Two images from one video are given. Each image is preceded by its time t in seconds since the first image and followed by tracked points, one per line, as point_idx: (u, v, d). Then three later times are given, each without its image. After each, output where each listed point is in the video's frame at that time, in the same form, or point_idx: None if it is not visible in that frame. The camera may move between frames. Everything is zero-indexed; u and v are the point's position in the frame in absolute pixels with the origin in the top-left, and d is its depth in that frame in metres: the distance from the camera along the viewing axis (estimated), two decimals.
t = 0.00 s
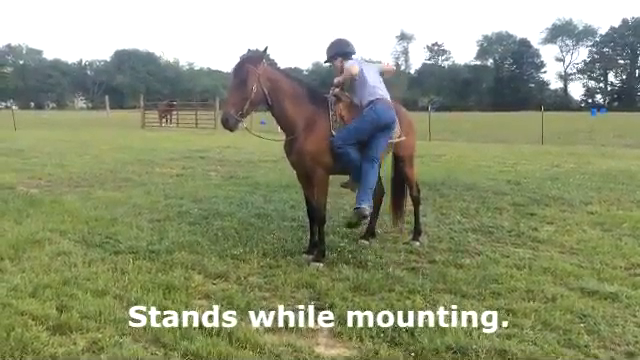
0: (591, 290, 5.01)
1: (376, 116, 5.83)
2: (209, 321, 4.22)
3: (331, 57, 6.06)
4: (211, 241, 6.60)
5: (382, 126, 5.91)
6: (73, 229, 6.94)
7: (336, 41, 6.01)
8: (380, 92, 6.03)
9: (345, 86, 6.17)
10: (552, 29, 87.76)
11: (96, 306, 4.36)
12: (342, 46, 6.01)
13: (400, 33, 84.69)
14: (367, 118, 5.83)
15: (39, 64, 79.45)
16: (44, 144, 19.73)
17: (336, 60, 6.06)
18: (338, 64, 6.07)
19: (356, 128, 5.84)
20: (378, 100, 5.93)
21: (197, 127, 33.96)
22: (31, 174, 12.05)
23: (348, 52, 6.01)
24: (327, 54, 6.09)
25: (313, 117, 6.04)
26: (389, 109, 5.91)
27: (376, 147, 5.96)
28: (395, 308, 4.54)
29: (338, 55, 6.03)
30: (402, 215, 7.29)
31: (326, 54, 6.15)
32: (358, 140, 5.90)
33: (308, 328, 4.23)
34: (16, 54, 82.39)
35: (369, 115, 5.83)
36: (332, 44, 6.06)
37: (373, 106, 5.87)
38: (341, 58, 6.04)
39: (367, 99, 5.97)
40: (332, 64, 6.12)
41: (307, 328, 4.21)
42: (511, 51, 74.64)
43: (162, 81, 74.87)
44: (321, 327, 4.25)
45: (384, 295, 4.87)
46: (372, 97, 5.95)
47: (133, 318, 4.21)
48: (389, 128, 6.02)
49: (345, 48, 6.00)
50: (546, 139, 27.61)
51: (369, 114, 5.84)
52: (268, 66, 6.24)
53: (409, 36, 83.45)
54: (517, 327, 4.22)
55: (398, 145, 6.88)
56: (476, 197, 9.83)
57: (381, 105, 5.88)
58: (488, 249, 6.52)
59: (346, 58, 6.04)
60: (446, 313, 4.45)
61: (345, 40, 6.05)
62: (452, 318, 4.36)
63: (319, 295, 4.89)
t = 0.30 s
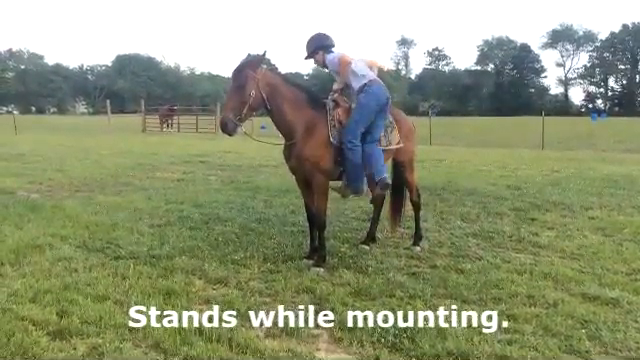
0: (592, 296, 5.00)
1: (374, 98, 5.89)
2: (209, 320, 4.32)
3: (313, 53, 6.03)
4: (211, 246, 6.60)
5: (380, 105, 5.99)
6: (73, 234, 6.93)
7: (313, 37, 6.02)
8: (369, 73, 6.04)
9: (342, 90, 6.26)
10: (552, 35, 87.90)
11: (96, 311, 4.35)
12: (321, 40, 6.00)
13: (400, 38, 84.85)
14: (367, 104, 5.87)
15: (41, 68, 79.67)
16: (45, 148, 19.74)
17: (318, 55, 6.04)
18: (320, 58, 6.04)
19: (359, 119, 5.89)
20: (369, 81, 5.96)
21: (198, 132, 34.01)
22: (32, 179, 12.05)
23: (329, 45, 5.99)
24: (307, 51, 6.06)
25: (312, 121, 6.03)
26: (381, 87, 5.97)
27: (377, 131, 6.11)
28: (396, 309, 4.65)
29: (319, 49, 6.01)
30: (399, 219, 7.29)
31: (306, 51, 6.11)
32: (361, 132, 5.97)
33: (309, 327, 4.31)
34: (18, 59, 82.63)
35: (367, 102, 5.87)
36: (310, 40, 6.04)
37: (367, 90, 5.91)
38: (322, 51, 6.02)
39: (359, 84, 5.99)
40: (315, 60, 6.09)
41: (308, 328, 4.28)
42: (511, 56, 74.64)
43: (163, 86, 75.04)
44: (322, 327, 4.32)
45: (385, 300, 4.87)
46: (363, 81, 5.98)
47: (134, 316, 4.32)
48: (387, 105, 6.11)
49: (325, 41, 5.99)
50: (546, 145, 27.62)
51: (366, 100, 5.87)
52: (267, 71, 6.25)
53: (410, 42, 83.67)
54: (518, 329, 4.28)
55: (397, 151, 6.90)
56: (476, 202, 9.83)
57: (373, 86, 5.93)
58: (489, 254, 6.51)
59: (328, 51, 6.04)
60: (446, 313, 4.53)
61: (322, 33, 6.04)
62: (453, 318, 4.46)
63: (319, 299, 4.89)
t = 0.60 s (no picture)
0: (595, 302, 4.99)
1: (369, 92, 5.95)
2: (209, 321, 4.40)
3: (301, 44, 5.98)
4: (214, 250, 6.59)
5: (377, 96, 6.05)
6: (76, 238, 6.93)
7: (302, 28, 5.96)
8: (359, 68, 6.06)
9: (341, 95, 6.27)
10: (554, 40, 87.91)
11: (98, 315, 4.34)
12: (309, 31, 5.96)
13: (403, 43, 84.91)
14: (364, 100, 5.95)
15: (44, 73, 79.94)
16: (47, 153, 19.79)
17: (307, 46, 5.99)
18: (309, 48, 5.99)
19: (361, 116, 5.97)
20: (362, 75, 6.02)
21: (201, 136, 34.06)
22: (35, 183, 12.08)
23: (318, 36, 5.98)
24: (295, 43, 6.00)
25: (311, 124, 6.05)
26: (374, 79, 6.04)
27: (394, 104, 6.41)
28: (395, 308, 4.79)
29: (309, 41, 5.97)
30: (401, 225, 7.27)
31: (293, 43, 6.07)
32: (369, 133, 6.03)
33: (311, 329, 4.35)
34: (21, 63, 82.94)
35: (363, 98, 5.94)
36: (298, 32, 5.98)
37: (361, 87, 5.96)
38: (312, 42, 5.98)
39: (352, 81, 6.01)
40: (303, 51, 6.04)
41: (307, 327, 4.36)
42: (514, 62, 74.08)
43: (166, 91, 75.24)
44: (322, 326, 4.40)
45: (387, 305, 4.86)
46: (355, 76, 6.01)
47: (134, 317, 4.39)
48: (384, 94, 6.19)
49: (315, 32, 5.95)
50: (550, 150, 27.55)
51: (362, 99, 5.94)
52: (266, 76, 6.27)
53: (412, 47, 83.78)
54: (513, 329, 4.38)
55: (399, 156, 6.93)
56: (479, 208, 9.81)
57: (366, 80, 5.99)
58: (491, 259, 6.50)
59: (316, 43, 6.01)
60: (446, 314, 4.65)
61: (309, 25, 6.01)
62: (452, 319, 4.57)
63: (321, 304, 4.89)
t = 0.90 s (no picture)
0: (599, 303, 4.97)
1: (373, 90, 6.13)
2: (209, 320, 4.45)
3: (303, 28, 5.85)
4: (216, 252, 6.59)
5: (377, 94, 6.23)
6: (79, 241, 6.94)
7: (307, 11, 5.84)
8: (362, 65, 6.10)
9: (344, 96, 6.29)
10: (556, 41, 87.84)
11: (101, 318, 4.34)
12: (311, 15, 5.84)
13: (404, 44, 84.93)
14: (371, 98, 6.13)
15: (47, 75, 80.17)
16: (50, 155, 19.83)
17: (309, 31, 5.86)
18: (313, 32, 5.87)
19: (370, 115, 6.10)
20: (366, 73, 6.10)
21: (203, 139, 34.11)
22: (37, 185, 12.10)
23: (321, 19, 5.86)
24: (297, 26, 5.86)
25: (314, 126, 6.04)
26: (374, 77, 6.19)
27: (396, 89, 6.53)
28: (396, 309, 4.81)
29: (311, 24, 5.84)
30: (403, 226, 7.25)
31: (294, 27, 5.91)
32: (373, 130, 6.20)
33: (313, 331, 4.35)
34: (24, 66, 83.19)
35: (369, 95, 6.11)
36: (300, 15, 5.84)
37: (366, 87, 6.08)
38: (315, 27, 5.86)
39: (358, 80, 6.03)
40: (305, 35, 5.91)
41: (307, 327, 4.38)
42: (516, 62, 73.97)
43: (168, 93, 75.36)
44: (321, 326, 4.42)
45: (390, 307, 4.86)
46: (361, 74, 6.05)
47: (134, 316, 4.44)
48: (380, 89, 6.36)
49: (318, 17, 5.84)
50: (552, 151, 27.51)
51: (368, 97, 6.10)
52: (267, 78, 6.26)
53: (414, 48, 83.80)
54: (514, 330, 4.38)
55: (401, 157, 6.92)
56: (481, 209, 9.80)
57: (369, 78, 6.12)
58: (494, 260, 6.49)
59: (318, 27, 5.89)
60: (446, 313, 4.69)
61: (310, 8, 5.88)
62: (452, 318, 4.59)
63: (323, 306, 4.88)
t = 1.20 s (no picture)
0: (601, 304, 4.97)
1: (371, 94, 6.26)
2: (209, 320, 4.48)
3: (312, 36, 5.80)
4: (218, 255, 6.59)
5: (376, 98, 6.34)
6: (80, 243, 6.95)
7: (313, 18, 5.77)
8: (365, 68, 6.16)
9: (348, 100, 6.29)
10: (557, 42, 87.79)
11: (103, 320, 4.34)
12: (317, 22, 5.80)
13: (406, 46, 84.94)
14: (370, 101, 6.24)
15: (49, 78, 80.28)
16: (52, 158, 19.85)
17: (317, 39, 5.85)
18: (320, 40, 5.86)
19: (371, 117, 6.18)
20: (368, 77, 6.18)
21: (204, 141, 34.11)
22: (39, 188, 12.11)
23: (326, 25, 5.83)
24: (306, 36, 5.81)
25: (317, 129, 6.04)
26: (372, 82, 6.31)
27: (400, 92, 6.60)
28: (397, 310, 4.82)
29: (318, 32, 5.80)
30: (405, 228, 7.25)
31: (301, 35, 5.85)
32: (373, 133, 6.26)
33: (315, 333, 4.35)
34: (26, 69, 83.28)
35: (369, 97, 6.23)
36: (307, 23, 5.77)
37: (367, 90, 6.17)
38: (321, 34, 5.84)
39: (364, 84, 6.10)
40: (312, 43, 5.88)
41: (308, 328, 4.39)
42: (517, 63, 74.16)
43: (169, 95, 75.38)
44: (323, 327, 4.43)
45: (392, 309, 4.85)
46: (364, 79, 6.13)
47: (134, 316, 4.48)
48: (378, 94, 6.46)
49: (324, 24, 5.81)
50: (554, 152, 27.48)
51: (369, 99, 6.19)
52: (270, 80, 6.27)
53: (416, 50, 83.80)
54: (516, 331, 4.39)
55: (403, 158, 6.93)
56: (483, 210, 9.79)
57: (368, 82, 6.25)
58: (496, 262, 6.49)
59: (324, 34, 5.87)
60: (446, 313, 4.69)
61: (313, 15, 5.83)
62: (452, 318, 4.60)
63: (325, 308, 4.88)
